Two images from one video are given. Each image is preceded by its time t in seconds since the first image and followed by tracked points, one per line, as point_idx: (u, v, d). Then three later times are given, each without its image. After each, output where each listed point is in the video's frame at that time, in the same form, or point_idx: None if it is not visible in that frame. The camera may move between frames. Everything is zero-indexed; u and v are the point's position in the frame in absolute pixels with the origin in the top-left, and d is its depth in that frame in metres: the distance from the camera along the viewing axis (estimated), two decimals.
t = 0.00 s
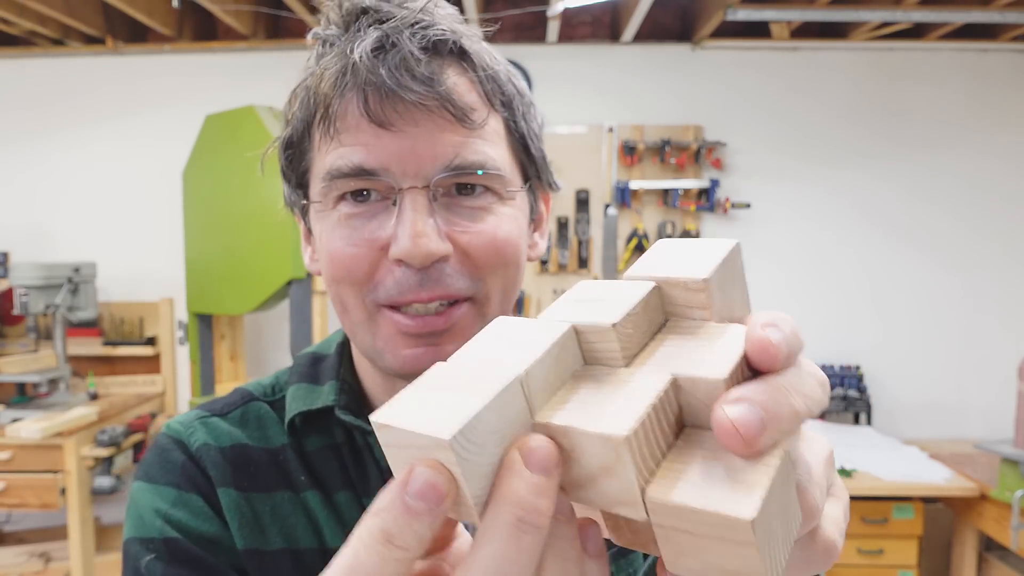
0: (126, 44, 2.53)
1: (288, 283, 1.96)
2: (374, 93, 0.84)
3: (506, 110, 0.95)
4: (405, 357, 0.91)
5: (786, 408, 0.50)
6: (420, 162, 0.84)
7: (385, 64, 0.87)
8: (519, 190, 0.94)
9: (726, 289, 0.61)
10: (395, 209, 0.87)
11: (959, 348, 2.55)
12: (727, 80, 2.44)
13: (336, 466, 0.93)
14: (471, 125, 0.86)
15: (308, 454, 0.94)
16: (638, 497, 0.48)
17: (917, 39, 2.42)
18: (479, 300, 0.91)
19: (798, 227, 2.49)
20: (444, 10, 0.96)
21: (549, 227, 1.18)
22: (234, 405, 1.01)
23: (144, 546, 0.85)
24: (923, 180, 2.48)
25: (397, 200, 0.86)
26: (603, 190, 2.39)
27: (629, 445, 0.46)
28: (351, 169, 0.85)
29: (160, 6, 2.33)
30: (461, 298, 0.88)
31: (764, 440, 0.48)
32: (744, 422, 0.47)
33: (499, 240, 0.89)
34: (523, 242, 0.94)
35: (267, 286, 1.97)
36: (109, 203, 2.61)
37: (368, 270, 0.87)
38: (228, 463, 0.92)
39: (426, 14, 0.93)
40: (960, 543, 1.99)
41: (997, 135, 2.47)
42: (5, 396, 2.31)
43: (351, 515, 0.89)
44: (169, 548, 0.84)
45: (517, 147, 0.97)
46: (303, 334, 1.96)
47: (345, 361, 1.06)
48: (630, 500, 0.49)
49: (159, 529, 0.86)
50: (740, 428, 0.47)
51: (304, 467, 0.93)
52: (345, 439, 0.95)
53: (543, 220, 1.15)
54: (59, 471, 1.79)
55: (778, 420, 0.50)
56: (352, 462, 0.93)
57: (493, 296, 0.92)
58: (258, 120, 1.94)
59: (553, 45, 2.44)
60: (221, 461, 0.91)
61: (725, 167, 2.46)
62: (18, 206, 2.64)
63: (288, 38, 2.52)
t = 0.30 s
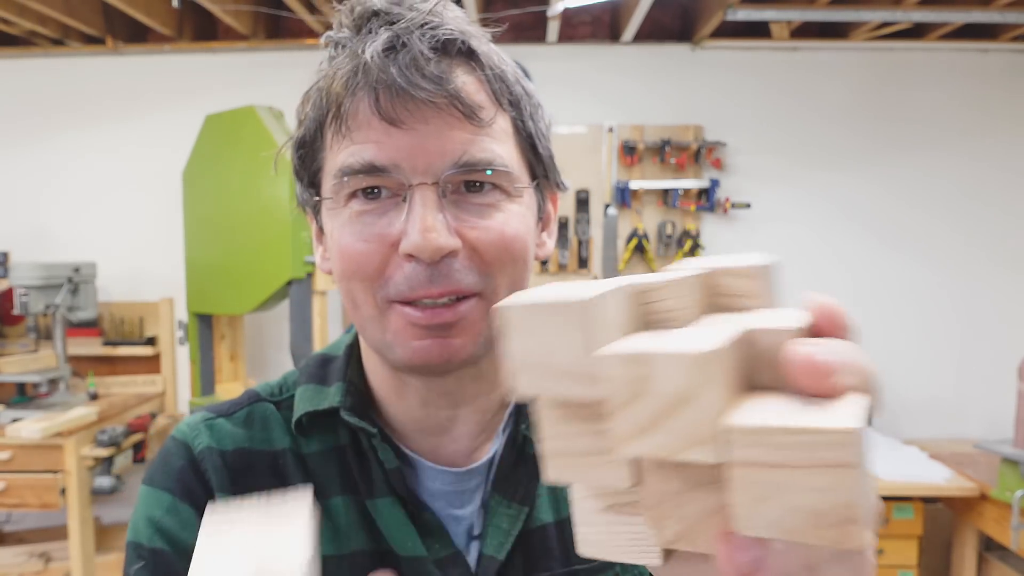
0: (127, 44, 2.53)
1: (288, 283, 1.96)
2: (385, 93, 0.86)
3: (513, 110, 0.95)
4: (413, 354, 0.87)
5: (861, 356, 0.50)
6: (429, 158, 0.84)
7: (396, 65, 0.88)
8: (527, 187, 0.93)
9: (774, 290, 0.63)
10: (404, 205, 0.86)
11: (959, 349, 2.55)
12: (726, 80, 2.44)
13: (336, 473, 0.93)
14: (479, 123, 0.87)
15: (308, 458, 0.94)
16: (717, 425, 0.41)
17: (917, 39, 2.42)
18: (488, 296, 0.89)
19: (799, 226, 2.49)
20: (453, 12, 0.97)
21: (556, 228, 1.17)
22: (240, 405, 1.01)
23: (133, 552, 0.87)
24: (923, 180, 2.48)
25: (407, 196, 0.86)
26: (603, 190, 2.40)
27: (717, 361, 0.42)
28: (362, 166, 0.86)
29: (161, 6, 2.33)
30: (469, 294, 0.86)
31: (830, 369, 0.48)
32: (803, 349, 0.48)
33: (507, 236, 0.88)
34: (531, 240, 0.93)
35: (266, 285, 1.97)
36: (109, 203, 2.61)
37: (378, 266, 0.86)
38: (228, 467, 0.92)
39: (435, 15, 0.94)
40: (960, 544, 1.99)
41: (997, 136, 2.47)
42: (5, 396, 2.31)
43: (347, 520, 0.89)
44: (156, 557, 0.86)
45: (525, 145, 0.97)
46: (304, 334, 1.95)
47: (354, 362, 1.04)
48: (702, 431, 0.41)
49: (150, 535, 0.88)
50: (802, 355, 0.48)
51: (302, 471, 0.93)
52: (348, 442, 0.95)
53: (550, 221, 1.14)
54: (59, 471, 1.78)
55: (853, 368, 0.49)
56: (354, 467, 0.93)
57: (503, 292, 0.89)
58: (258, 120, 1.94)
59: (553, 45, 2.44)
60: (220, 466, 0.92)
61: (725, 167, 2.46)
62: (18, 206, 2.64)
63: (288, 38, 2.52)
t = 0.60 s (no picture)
0: (127, 44, 2.53)
1: (288, 283, 1.96)
2: (415, 96, 0.85)
3: (529, 116, 0.96)
4: (435, 356, 0.87)
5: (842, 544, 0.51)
6: (458, 162, 0.84)
7: (425, 69, 0.88)
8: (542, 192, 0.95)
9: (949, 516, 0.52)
10: (431, 209, 0.85)
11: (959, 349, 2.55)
12: (726, 80, 2.44)
13: (324, 479, 0.93)
14: (503, 129, 0.88)
15: (297, 465, 0.94)
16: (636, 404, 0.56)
17: (916, 40, 2.42)
18: (505, 298, 0.89)
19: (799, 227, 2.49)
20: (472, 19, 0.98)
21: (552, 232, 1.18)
22: (237, 411, 1.02)
23: (128, 553, 0.92)
24: (923, 181, 2.48)
25: (433, 200, 0.85)
26: (603, 190, 2.39)
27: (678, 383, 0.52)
28: (391, 170, 0.84)
29: (161, 6, 2.33)
30: (490, 296, 0.87)
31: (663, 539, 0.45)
32: (678, 511, 0.44)
33: (526, 239, 0.89)
34: (545, 244, 0.94)
35: (266, 284, 1.97)
36: (109, 203, 2.61)
37: (402, 269, 0.85)
38: (216, 473, 0.93)
39: (458, 22, 0.95)
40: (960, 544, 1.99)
41: (998, 136, 2.47)
42: (5, 396, 2.31)
43: (330, 526, 0.89)
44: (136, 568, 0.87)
45: (536, 151, 0.98)
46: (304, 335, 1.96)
47: (349, 368, 1.04)
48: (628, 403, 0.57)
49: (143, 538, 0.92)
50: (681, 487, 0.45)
51: (290, 477, 0.93)
52: (338, 448, 0.95)
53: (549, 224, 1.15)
54: (59, 471, 1.78)
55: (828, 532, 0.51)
56: (342, 472, 0.92)
57: (518, 295, 0.91)
58: (258, 120, 1.94)
59: (553, 45, 2.44)
60: (208, 475, 0.92)
61: (725, 167, 2.46)
62: (18, 206, 2.64)
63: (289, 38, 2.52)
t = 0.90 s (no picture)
0: (127, 44, 2.53)
1: (288, 283, 1.96)
2: (390, 100, 0.86)
3: (514, 117, 0.94)
4: (414, 357, 0.87)
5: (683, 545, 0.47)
6: (432, 165, 0.84)
7: (401, 73, 0.88)
8: (527, 193, 0.92)
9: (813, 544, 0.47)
10: (407, 211, 0.86)
11: (958, 348, 2.55)
12: (726, 80, 2.45)
13: (321, 473, 0.93)
14: (481, 131, 0.87)
15: (296, 460, 0.95)
16: (565, 373, 0.55)
17: (916, 39, 2.42)
18: (486, 300, 0.88)
19: (798, 227, 2.49)
20: (457, 20, 0.97)
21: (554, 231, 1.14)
22: (239, 406, 1.03)
23: (130, 541, 0.92)
24: (922, 180, 2.48)
25: (410, 202, 0.85)
26: (602, 190, 2.41)
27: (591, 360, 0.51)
28: (367, 174, 0.85)
29: (161, 6, 2.33)
30: (468, 298, 0.86)
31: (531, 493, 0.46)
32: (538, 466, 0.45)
33: (507, 242, 0.87)
34: (530, 246, 0.92)
35: (267, 285, 1.97)
36: (109, 203, 2.61)
37: (380, 271, 0.86)
38: (216, 464, 0.94)
39: (439, 25, 0.94)
40: (959, 544, 2.00)
41: (997, 136, 2.47)
42: (5, 396, 2.31)
43: (325, 521, 0.89)
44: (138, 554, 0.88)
45: (523, 151, 0.96)
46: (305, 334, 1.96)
47: (348, 365, 1.04)
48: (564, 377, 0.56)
49: (144, 526, 0.93)
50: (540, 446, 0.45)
51: (287, 471, 0.93)
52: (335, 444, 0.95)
53: (548, 224, 1.12)
54: (59, 471, 1.79)
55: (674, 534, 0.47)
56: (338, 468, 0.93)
57: (500, 297, 0.89)
58: (258, 120, 1.95)
59: (553, 45, 2.44)
60: (209, 466, 0.93)
61: (725, 167, 2.46)
62: (19, 206, 2.65)
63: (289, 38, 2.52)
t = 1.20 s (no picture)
0: (126, 44, 2.52)
1: (288, 283, 1.96)
2: (351, 104, 0.84)
3: (486, 114, 0.90)
4: (394, 353, 0.90)
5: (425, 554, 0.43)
6: (398, 166, 0.82)
7: (362, 77, 0.86)
8: (502, 190, 0.89)
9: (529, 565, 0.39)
10: (377, 213, 0.86)
11: (958, 348, 2.55)
12: (727, 80, 2.44)
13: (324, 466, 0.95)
14: (448, 129, 0.83)
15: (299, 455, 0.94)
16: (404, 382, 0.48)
17: (917, 39, 2.42)
18: (466, 297, 0.88)
19: (797, 227, 2.49)
20: (423, 19, 0.94)
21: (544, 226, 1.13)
22: (239, 403, 1.02)
23: (127, 531, 0.88)
24: (923, 180, 2.48)
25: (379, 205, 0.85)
26: (603, 190, 2.41)
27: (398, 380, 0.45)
28: (334, 180, 0.84)
29: (160, 6, 2.32)
30: (446, 296, 0.86)
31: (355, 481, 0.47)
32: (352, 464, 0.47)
33: (483, 240, 0.86)
34: (510, 242, 0.90)
35: (268, 284, 1.97)
36: (109, 203, 2.61)
37: (355, 273, 0.87)
38: (221, 458, 0.93)
39: (401, 25, 0.92)
40: (960, 544, 1.99)
41: (997, 136, 2.47)
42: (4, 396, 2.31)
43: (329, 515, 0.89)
44: (147, 537, 0.86)
45: (499, 148, 0.92)
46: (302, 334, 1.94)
47: (345, 363, 1.04)
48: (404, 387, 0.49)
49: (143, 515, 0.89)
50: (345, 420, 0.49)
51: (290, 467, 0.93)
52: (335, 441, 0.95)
53: (536, 218, 1.10)
54: (59, 471, 1.78)
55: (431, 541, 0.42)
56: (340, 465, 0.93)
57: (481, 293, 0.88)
58: (258, 119, 1.95)
59: (553, 45, 2.43)
60: (215, 455, 0.93)
61: (726, 167, 2.45)
62: (18, 206, 2.64)
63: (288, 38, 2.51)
